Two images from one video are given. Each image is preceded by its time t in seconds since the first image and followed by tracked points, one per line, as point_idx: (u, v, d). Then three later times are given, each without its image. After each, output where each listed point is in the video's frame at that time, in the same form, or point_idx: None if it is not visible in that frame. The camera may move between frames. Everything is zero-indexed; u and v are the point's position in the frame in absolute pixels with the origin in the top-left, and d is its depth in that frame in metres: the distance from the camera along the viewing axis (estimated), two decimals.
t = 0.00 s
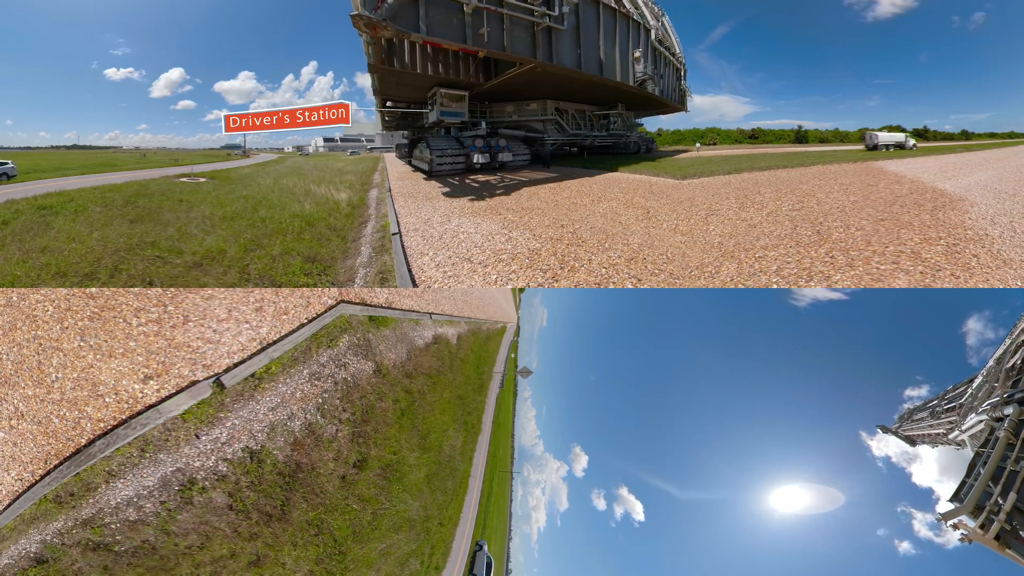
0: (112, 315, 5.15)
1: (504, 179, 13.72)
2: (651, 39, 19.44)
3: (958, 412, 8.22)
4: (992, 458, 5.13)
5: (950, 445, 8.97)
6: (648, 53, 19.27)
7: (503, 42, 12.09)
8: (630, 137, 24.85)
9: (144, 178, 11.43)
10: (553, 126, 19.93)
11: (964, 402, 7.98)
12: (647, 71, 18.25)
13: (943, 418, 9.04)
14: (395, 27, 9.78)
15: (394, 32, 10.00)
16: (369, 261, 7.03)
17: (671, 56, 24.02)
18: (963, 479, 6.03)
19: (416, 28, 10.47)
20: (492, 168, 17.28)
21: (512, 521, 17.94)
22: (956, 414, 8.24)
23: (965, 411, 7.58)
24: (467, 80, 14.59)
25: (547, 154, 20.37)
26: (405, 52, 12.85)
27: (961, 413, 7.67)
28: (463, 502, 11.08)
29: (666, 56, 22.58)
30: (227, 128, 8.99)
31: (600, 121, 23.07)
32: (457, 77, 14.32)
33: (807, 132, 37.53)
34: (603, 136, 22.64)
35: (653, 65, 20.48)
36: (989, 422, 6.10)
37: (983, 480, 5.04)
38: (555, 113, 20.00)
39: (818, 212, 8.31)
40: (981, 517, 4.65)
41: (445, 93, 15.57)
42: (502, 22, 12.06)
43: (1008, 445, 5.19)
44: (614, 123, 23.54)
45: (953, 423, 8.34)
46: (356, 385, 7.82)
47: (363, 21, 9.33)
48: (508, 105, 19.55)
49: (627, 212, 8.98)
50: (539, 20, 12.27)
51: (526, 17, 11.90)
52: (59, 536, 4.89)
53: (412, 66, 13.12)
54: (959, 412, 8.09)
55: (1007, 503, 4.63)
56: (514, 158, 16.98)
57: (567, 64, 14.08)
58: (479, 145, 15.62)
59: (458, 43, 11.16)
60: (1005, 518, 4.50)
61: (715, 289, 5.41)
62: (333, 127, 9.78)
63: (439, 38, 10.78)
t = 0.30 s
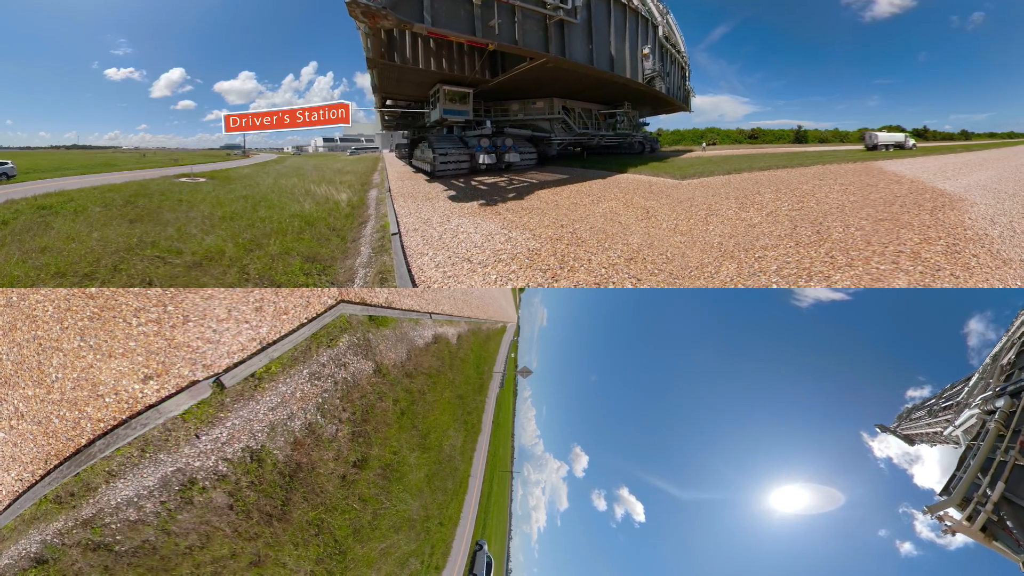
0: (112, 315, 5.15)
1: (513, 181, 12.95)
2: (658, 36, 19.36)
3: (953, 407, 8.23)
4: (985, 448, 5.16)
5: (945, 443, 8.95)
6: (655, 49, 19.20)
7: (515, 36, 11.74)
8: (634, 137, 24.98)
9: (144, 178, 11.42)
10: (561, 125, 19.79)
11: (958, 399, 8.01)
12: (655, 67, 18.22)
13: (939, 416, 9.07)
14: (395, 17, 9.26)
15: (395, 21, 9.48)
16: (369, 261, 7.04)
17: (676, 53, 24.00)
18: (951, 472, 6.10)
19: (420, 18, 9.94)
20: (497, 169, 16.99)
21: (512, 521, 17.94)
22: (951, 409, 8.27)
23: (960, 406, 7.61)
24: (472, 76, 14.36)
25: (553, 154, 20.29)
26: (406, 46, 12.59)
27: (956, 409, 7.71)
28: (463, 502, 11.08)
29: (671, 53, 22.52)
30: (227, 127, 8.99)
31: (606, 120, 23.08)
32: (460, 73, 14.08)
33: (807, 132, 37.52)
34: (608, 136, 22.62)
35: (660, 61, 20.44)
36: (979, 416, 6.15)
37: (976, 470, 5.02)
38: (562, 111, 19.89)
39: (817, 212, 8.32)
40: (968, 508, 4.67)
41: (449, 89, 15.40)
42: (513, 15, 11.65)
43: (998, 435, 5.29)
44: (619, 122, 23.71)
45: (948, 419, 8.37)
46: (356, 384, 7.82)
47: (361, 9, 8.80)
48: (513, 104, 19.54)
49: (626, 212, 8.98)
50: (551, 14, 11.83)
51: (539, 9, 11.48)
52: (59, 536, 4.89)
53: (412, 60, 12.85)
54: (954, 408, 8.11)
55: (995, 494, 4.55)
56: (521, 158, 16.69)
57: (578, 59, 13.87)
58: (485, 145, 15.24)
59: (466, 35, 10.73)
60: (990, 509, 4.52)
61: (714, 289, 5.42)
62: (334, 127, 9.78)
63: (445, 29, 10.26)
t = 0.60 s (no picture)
0: (112, 315, 5.15)
1: (523, 185, 12.09)
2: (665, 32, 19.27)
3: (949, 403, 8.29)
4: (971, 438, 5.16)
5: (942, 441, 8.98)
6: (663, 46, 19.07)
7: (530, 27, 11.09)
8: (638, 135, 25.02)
9: (143, 178, 11.41)
10: (567, 125, 19.79)
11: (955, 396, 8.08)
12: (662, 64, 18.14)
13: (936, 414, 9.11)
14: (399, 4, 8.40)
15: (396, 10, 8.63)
16: (368, 262, 7.04)
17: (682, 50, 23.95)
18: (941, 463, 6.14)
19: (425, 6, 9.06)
20: (504, 171, 16.37)
21: (512, 521, 17.95)
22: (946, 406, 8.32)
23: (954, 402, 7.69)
24: (478, 72, 14.08)
25: (559, 154, 20.31)
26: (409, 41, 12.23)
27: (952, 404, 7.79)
28: (463, 502, 11.09)
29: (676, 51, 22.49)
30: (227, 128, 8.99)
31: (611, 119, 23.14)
32: (466, 69, 13.78)
33: (806, 132, 37.54)
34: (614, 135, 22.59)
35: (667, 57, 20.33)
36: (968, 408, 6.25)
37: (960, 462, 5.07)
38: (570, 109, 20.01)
39: (817, 212, 8.32)
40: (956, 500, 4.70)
41: (452, 86, 15.36)
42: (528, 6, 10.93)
43: (987, 427, 5.26)
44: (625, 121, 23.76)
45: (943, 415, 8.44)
46: (356, 384, 7.83)
47: None
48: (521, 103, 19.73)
49: (626, 212, 8.99)
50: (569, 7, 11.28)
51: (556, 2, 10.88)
52: (59, 537, 4.89)
53: (416, 56, 12.42)
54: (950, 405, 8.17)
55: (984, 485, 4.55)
56: (529, 159, 16.13)
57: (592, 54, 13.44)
58: (491, 144, 14.82)
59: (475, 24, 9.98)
60: (976, 499, 4.56)
61: (713, 289, 5.42)
62: (334, 127, 9.78)
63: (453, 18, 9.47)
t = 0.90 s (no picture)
0: (112, 315, 5.15)
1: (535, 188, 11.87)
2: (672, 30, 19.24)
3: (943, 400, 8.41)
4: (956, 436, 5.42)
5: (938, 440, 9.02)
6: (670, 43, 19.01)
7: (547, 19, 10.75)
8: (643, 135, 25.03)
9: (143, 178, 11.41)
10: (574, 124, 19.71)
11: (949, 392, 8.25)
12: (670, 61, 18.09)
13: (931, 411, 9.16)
14: None
15: None
16: (368, 262, 7.05)
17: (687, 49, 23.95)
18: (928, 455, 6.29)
19: None
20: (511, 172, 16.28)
21: (512, 521, 17.93)
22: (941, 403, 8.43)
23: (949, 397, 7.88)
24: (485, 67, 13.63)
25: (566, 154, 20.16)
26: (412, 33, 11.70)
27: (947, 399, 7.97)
28: (463, 501, 11.08)
29: (682, 49, 22.45)
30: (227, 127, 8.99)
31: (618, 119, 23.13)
32: (472, 64, 13.30)
33: (806, 132, 37.49)
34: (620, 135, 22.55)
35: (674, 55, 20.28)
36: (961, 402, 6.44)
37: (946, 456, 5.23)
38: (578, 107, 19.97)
39: (816, 212, 8.32)
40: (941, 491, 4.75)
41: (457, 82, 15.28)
42: None
43: (977, 418, 5.54)
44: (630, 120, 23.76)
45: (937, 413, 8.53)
46: (356, 383, 7.83)
47: None
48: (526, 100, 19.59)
49: (625, 212, 9.00)
50: None
51: None
52: (59, 537, 4.89)
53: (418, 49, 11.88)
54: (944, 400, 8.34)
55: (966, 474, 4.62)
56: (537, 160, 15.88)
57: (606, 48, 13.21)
58: (499, 145, 14.67)
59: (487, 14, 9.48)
60: (961, 489, 4.57)
61: (713, 289, 5.43)
62: (334, 127, 9.78)
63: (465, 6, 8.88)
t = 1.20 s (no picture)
0: (112, 314, 5.15)
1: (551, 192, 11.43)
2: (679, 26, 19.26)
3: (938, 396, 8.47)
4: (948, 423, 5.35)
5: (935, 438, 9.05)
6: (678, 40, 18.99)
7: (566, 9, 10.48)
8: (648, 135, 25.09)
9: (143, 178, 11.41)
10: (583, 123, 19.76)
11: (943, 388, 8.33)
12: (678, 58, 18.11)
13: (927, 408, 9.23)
14: None
15: None
16: (368, 262, 7.06)
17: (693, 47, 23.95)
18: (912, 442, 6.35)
19: None
20: (520, 172, 16.24)
21: (512, 520, 17.95)
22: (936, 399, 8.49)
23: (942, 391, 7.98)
24: (493, 63, 13.58)
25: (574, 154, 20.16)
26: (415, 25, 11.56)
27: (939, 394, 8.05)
28: (463, 501, 11.07)
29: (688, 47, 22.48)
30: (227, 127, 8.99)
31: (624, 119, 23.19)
32: (480, 58, 13.21)
33: (806, 132, 37.49)
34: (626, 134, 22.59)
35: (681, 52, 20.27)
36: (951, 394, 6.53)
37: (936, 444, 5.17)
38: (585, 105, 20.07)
39: (816, 212, 8.33)
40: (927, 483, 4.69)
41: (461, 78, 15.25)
42: None
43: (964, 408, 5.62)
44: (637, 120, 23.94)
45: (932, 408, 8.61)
46: (357, 383, 7.83)
47: None
48: (533, 99, 19.53)
49: (625, 212, 9.00)
50: None
51: None
52: (60, 536, 4.89)
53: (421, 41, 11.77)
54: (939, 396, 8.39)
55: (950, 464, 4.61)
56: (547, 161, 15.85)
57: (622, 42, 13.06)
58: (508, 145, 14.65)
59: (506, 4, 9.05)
60: (944, 479, 4.60)
61: (713, 289, 5.43)
62: (334, 127, 9.79)
63: None
